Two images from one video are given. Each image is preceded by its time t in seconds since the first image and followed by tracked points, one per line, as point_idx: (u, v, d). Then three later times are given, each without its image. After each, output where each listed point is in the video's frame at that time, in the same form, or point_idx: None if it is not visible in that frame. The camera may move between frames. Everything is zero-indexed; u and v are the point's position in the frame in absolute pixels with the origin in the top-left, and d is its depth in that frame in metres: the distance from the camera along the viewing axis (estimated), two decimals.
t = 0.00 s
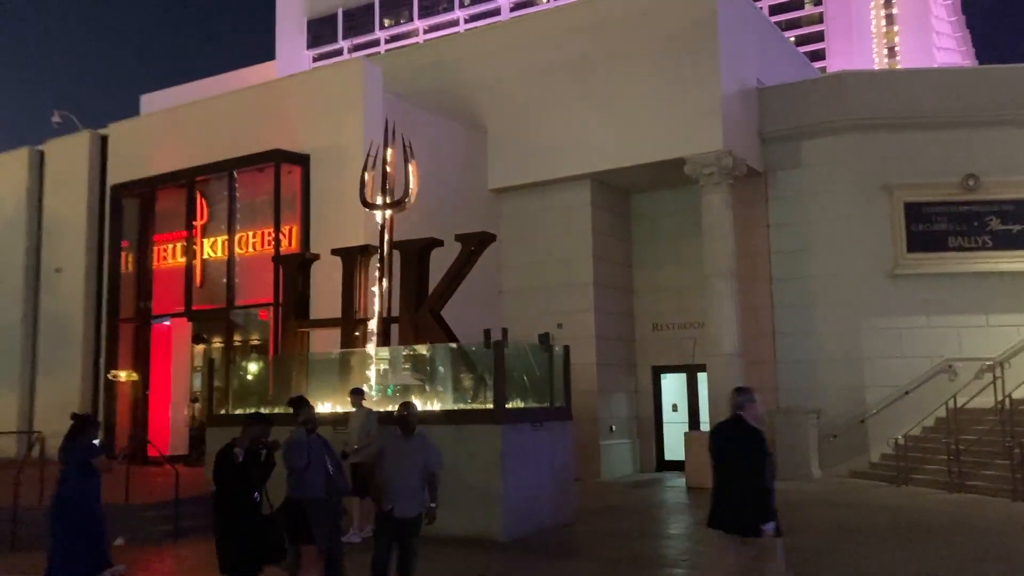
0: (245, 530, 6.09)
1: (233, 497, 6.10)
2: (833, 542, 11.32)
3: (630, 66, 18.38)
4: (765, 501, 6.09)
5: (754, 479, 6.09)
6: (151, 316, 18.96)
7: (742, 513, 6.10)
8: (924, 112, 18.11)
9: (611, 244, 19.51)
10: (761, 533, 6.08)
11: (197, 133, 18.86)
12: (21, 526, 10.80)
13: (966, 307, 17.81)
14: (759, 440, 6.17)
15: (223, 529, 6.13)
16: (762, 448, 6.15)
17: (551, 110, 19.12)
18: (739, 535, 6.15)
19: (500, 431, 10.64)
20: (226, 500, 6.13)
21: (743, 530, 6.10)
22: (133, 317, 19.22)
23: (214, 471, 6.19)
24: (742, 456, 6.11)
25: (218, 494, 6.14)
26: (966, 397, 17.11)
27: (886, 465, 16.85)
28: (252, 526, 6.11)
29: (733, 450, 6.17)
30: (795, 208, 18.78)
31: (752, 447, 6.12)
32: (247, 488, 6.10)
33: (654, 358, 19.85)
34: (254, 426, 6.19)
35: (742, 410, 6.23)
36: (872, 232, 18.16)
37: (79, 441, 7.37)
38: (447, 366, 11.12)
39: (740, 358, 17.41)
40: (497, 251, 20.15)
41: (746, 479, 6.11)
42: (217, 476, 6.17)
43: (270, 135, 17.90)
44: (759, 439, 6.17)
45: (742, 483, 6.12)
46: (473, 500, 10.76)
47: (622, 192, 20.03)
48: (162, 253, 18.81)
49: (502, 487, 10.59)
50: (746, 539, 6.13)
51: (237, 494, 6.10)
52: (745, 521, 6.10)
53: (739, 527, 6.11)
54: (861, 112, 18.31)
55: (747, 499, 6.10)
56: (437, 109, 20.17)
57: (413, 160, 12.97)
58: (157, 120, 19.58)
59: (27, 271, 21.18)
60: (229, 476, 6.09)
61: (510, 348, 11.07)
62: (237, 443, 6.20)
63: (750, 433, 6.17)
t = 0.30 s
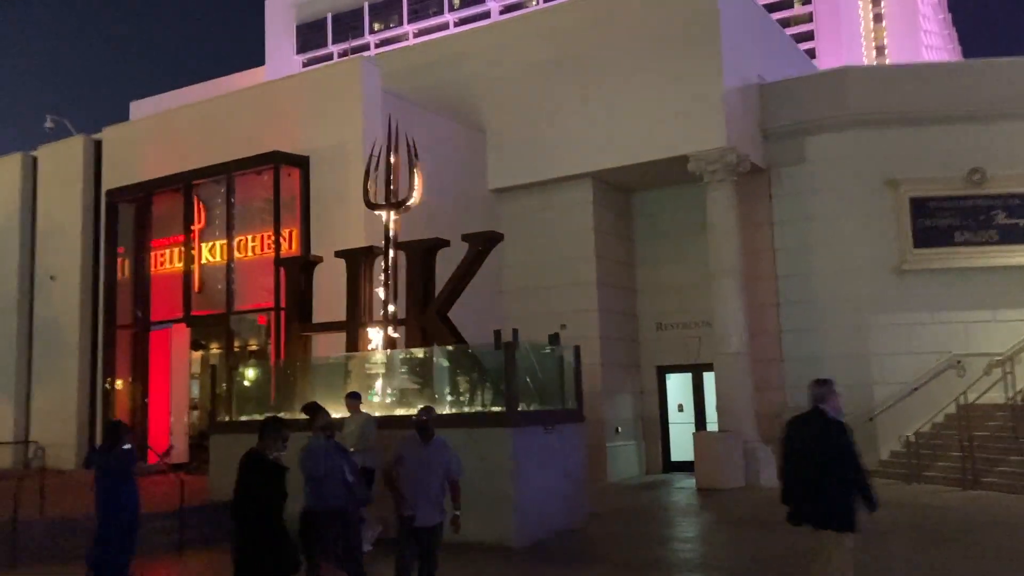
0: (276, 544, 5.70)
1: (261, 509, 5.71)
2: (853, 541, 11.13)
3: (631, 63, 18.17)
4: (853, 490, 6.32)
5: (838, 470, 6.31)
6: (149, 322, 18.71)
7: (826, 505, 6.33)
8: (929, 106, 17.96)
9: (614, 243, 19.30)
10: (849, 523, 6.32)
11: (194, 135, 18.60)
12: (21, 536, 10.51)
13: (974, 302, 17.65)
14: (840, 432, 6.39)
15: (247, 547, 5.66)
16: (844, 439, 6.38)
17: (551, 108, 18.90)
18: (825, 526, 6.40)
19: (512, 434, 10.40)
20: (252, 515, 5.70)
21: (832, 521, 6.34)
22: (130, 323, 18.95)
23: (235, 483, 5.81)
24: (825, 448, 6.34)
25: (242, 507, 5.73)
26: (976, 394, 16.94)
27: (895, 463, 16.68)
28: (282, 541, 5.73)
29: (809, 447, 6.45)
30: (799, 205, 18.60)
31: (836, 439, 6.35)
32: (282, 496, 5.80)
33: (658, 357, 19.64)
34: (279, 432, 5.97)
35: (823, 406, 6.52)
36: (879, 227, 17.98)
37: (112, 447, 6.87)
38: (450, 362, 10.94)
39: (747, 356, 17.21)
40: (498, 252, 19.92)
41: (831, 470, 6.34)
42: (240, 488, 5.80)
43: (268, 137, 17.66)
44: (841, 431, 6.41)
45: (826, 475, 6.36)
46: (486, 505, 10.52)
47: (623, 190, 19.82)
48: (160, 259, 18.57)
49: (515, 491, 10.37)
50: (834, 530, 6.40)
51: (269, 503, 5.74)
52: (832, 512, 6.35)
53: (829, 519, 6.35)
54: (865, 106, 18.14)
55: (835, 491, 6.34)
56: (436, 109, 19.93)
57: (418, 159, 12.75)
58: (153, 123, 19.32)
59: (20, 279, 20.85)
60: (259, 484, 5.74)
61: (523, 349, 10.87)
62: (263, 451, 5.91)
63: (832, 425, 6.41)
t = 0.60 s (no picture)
0: (296, 559, 5.40)
1: (281, 520, 5.39)
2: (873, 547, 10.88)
3: (634, 64, 17.95)
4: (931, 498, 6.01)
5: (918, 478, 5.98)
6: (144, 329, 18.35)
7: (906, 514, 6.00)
8: (935, 106, 17.79)
9: (617, 246, 19.06)
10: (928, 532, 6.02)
11: (190, 138, 18.29)
12: (19, 549, 10.19)
13: (982, 304, 17.46)
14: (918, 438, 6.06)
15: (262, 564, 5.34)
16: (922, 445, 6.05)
17: (553, 110, 18.66)
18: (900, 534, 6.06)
19: (526, 441, 10.15)
20: (271, 527, 5.38)
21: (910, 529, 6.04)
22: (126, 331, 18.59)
23: (250, 491, 5.48)
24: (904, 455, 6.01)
25: (259, 519, 5.40)
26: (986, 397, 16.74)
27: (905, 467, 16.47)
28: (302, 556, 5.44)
29: (883, 455, 6.08)
30: (805, 207, 18.41)
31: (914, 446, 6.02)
32: (305, 509, 5.49)
33: (662, 362, 19.39)
34: (299, 438, 5.65)
35: (898, 411, 6.16)
36: (885, 229, 17.79)
37: (145, 453, 6.75)
38: (453, 371, 10.67)
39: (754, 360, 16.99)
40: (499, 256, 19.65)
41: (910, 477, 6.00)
42: (256, 498, 5.47)
43: (266, 140, 17.36)
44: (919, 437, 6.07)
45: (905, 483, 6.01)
46: (498, 514, 10.24)
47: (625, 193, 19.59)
48: (155, 264, 18.22)
49: (528, 500, 10.11)
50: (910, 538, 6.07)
51: (291, 513, 5.42)
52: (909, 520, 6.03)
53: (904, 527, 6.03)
54: (870, 107, 17.96)
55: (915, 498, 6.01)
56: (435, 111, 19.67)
57: (423, 160, 12.50)
58: (148, 126, 19.00)
59: (12, 286, 20.48)
60: (280, 494, 5.41)
61: (535, 354, 10.59)
62: (282, 458, 5.58)
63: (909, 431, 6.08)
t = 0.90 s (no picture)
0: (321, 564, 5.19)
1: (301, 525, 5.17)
2: (891, 559, 10.69)
3: (643, 70, 17.82)
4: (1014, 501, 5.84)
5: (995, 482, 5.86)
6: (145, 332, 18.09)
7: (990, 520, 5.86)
8: (945, 115, 17.68)
9: (623, 253, 18.90)
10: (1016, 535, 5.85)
11: (194, 139, 18.08)
12: (22, 556, 9.95)
13: (992, 315, 17.34)
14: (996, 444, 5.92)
15: (280, 570, 5.13)
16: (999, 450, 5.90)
17: (561, 116, 18.51)
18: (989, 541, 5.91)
19: (540, 450, 9.98)
20: (291, 531, 5.16)
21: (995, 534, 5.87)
22: (127, 334, 18.33)
23: (271, 494, 5.26)
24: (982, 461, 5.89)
25: (278, 523, 5.19)
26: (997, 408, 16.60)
27: (914, 478, 16.30)
28: (320, 564, 5.20)
29: (964, 464, 5.95)
30: (814, 215, 18.27)
31: (991, 449, 5.88)
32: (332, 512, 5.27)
33: (668, 370, 19.21)
34: (325, 443, 5.43)
35: (973, 413, 6.00)
36: (895, 238, 17.67)
37: (173, 459, 6.82)
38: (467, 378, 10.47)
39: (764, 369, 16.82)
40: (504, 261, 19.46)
41: (991, 484, 5.88)
42: (276, 501, 5.26)
43: (271, 141, 17.15)
44: (994, 442, 5.91)
45: (986, 489, 5.89)
46: (512, 524, 10.05)
47: (632, 199, 19.43)
48: (157, 266, 17.98)
49: (543, 510, 9.90)
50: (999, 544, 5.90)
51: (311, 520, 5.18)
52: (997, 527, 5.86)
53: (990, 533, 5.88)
54: (880, 115, 17.83)
55: (996, 503, 5.86)
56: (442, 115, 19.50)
57: (435, 163, 12.31)
58: (151, 127, 18.78)
59: (10, 288, 20.23)
60: (301, 498, 5.19)
61: (550, 361, 10.41)
62: (306, 463, 5.35)
63: (985, 435, 5.92)
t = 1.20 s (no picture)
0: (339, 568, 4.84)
1: (314, 530, 4.85)
2: None
3: (654, 78, 17.65)
4: None
5: None
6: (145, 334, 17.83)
7: None
8: (958, 129, 17.53)
9: (630, 262, 18.68)
10: None
11: (199, 140, 17.84)
12: (20, 560, 9.67)
13: (1003, 331, 17.15)
14: None
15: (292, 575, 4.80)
16: None
17: (570, 122, 18.32)
18: None
19: (554, 459, 9.73)
20: (302, 537, 4.85)
21: None
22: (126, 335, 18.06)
23: (283, 498, 4.97)
24: None
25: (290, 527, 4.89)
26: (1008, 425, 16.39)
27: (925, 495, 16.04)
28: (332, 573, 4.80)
29: None
30: (824, 227, 18.08)
31: None
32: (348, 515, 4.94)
33: (673, 382, 18.98)
34: (345, 451, 5.15)
35: None
36: (906, 252, 17.48)
37: (200, 465, 6.63)
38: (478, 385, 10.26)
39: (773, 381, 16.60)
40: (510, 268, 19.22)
41: None
42: (290, 507, 4.97)
43: (277, 142, 16.93)
44: None
45: None
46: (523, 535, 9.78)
47: (639, 208, 19.22)
48: (159, 267, 17.73)
49: (555, 521, 9.64)
50: None
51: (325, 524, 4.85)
52: None
53: None
54: (892, 128, 17.66)
55: None
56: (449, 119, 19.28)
57: (447, 165, 12.11)
58: (154, 126, 18.56)
59: (8, 287, 19.94)
60: (313, 502, 4.89)
61: (565, 371, 10.19)
62: (322, 469, 5.05)
63: None
